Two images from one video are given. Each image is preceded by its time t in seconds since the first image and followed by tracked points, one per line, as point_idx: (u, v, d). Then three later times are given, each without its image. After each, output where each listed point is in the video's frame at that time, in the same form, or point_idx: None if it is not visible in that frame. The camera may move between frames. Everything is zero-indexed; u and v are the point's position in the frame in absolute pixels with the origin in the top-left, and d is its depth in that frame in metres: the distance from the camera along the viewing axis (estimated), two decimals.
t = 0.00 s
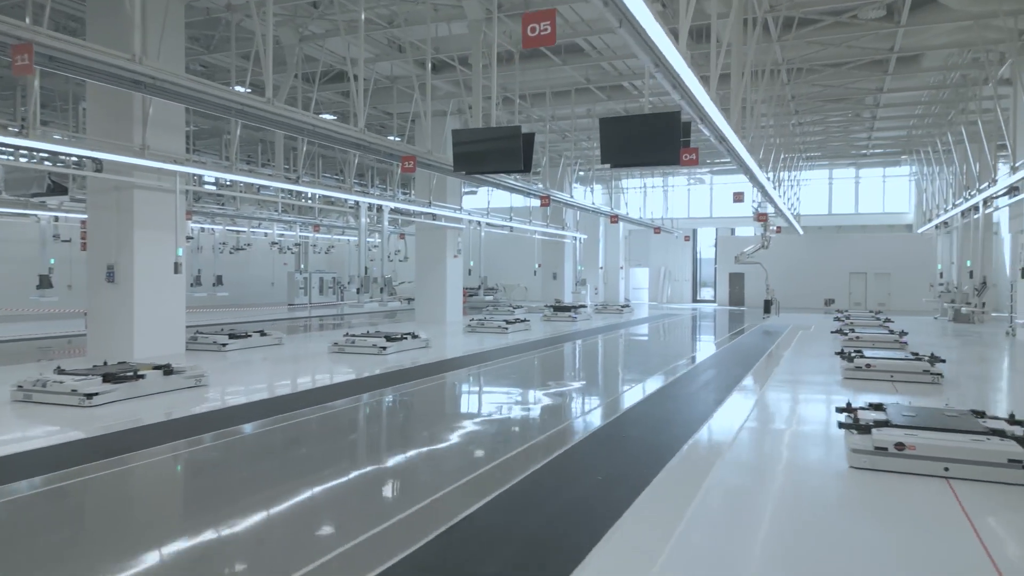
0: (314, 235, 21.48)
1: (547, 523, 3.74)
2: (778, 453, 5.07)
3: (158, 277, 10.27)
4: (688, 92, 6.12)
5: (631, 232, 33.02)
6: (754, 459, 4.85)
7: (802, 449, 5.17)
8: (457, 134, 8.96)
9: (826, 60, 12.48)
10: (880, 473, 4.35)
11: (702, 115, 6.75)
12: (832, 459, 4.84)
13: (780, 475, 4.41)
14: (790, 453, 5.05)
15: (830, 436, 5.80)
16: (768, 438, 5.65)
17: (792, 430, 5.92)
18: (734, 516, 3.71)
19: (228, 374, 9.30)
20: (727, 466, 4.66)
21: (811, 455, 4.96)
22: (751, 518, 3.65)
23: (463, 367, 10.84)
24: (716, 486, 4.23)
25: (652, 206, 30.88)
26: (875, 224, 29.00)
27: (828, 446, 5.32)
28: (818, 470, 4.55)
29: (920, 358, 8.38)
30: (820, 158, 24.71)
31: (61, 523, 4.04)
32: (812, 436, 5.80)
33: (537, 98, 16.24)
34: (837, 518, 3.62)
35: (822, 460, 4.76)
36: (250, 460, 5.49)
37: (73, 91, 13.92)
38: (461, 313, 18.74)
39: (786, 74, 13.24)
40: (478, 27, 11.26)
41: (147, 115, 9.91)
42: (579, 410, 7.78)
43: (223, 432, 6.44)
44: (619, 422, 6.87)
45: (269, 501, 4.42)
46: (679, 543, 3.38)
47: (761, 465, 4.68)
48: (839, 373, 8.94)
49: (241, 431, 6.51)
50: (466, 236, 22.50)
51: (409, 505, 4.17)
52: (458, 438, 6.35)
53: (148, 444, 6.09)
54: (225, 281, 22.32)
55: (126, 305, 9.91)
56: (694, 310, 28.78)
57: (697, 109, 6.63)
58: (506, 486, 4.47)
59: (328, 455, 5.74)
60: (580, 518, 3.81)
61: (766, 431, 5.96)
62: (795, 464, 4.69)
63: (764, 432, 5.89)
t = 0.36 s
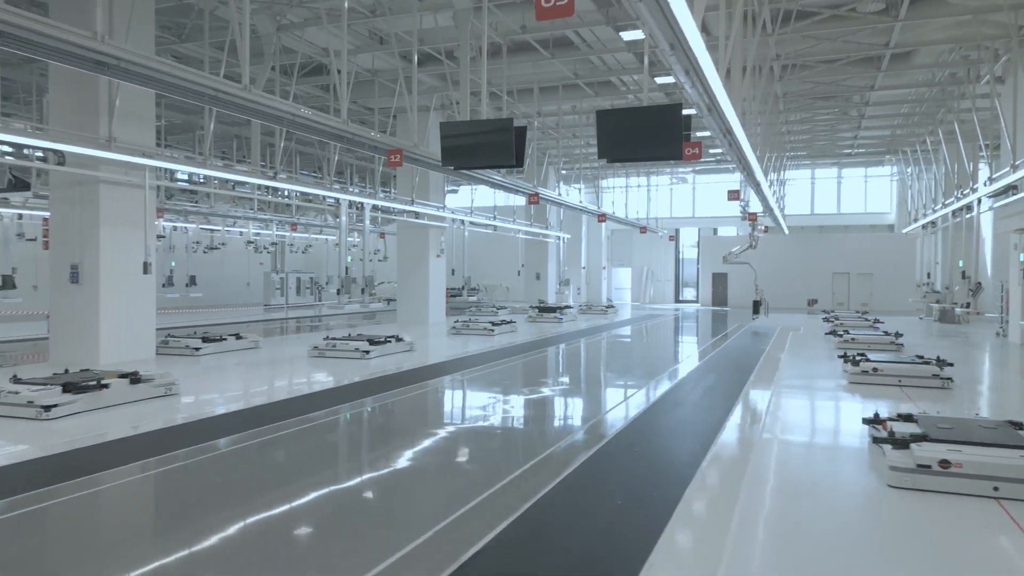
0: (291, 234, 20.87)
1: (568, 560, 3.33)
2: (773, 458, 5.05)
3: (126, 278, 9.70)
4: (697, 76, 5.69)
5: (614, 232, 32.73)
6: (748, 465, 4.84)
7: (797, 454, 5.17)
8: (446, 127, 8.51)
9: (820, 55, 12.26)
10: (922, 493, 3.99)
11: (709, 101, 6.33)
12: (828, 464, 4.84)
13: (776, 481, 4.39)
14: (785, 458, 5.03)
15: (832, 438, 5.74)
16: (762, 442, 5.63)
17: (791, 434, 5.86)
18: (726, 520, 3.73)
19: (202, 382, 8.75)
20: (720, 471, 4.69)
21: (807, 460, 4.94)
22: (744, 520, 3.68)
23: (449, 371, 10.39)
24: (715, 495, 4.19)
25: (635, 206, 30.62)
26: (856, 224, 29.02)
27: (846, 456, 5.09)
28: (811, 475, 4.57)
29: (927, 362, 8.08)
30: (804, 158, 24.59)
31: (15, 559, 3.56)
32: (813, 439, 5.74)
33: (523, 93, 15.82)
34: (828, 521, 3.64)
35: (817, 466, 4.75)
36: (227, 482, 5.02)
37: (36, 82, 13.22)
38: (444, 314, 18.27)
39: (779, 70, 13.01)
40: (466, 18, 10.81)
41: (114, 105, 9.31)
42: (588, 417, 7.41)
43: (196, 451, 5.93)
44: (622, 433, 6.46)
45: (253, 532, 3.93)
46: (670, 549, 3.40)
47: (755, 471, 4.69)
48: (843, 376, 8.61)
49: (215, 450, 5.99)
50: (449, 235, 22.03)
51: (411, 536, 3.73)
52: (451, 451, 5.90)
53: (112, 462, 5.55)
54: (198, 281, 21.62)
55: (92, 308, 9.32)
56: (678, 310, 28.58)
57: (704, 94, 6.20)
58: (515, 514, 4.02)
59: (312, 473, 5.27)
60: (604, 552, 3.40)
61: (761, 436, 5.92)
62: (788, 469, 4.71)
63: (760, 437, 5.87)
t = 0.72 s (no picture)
0: (267, 233, 20.26)
1: None
2: (777, 468, 4.96)
3: (91, 279, 9.11)
4: (719, 52, 5.32)
5: (596, 231, 32.39)
6: (752, 479, 4.76)
7: (800, 459, 5.09)
8: (434, 119, 8.05)
9: (815, 50, 12.03)
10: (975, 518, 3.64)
11: (726, 85, 5.98)
12: (831, 469, 4.77)
13: (781, 492, 4.31)
14: (788, 466, 4.94)
15: (833, 442, 5.67)
16: (763, 450, 5.56)
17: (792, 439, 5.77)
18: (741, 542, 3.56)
19: (173, 390, 8.21)
20: (737, 490, 4.44)
21: (812, 467, 4.84)
22: (772, 547, 3.42)
23: (435, 377, 9.92)
24: (720, 515, 4.07)
25: (617, 205, 30.33)
26: (838, 224, 29.01)
27: (864, 464, 4.87)
28: (833, 489, 4.33)
29: (938, 366, 7.76)
30: (788, 156, 24.47)
31: None
32: (815, 444, 5.66)
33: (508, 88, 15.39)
34: (864, 544, 3.38)
35: (822, 474, 4.66)
36: (206, 510, 4.53)
37: None
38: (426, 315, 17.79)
39: (772, 65, 12.77)
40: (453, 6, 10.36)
41: (78, 94, 8.70)
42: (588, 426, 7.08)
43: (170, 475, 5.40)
44: (629, 447, 6.03)
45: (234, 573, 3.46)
46: None
47: (758, 484, 4.61)
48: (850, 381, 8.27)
49: (190, 473, 5.47)
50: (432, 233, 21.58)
51: None
52: (448, 469, 5.44)
53: (73, 485, 5.00)
54: (170, 281, 20.91)
55: (54, 311, 8.73)
56: (660, 310, 28.33)
57: (721, 75, 5.84)
58: (531, 549, 3.58)
59: (299, 498, 4.79)
60: None
61: (762, 443, 5.83)
62: (790, 477, 4.66)
63: (761, 445, 5.78)
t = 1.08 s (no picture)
0: (242, 231, 19.60)
1: None
2: (801, 480, 4.75)
3: (51, 279, 8.49)
4: (749, 21, 4.94)
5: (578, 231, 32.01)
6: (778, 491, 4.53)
7: (825, 472, 4.89)
8: (423, 109, 7.58)
9: (812, 43, 11.73)
10: None
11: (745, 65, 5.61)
12: (870, 491, 4.40)
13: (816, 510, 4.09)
14: (813, 480, 4.73)
15: (852, 450, 5.51)
16: (780, 459, 5.36)
17: (809, 449, 5.59)
18: None
19: (141, 399, 7.64)
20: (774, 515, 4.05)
21: (839, 483, 4.63)
22: None
23: (422, 382, 9.44)
24: (758, 534, 3.82)
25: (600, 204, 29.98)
26: (821, 224, 28.93)
27: (898, 480, 4.63)
28: (880, 516, 3.95)
29: (952, 371, 7.46)
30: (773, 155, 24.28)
31: None
32: (833, 456, 5.39)
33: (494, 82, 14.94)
34: None
35: (853, 489, 4.46)
36: (182, 535, 4.02)
37: None
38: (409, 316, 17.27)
39: (768, 60, 12.44)
40: None
41: (38, 80, 8.09)
42: (587, 431, 6.71)
43: (142, 494, 4.86)
44: (639, 459, 5.59)
45: None
46: None
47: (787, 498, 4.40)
48: (858, 386, 7.94)
49: (163, 489, 4.94)
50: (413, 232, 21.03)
51: None
52: (448, 483, 4.96)
53: (30, 511, 4.45)
54: (140, 282, 20.17)
55: (11, 314, 8.11)
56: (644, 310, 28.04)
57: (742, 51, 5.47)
58: None
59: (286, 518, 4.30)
60: None
61: (778, 452, 5.64)
62: (828, 500, 4.28)
63: (776, 453, 5.59)
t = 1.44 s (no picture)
0: (217, 229, 18.94)
1: None
2: (832, 490, 4.53)
3: (8, 281, 7.89)
4: None
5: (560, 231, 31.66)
6: (810, 503, 4.30)
7: (855, 481, 4.67)
8: (412, 98, 7.15)
9: (808, 37, 11.46)
10: None
11: (768, 53, 5.25)
12: (915, 512, 4.05)
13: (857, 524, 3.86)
14: (845, 489, 4.52)
15: (876, 458, 5.23)
16: (802, 464, 5.15)
17: (831, 453, 5.37)
18: None
19: (108, 408, 7.06)
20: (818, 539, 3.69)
21: (873, 493, 4.41)
22: None
23: (409, 385, 8.96)
24: (800, 552, 3.56)
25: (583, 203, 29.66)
26: (804, 224, 28.85)
27: (932, 492, 4.41)
28: (936, 541, 3.62)
29: (965, 375, 7.14)
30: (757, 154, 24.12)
31: None
32: (858, 467, 5.06)
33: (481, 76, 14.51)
34: None
35: (888, 501, 4.25)
36: (152, 565, 3.53)
37: None
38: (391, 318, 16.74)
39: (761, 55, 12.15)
40: None
41: None
42: (595, 437, 6.33)
43: (108, 514, 4.38)
44: (649, 469, 5.20)
45: None
46: None
47: (822, 509, 4.18)
48: (866, 389, 7.62)
49: (132, 508, 4.46)
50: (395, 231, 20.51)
51: None
52: (450, 499, 4.55)
53: None
54: (110, 282, 19.44)
55: None
56: (628, 311, 27.75)
57: (767, 37, 5.11)
58: None
59: (272, 541, 3.83)
60: None
61: (799, 454, 5.43)
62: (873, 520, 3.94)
63: (798, 456, 5.37)
